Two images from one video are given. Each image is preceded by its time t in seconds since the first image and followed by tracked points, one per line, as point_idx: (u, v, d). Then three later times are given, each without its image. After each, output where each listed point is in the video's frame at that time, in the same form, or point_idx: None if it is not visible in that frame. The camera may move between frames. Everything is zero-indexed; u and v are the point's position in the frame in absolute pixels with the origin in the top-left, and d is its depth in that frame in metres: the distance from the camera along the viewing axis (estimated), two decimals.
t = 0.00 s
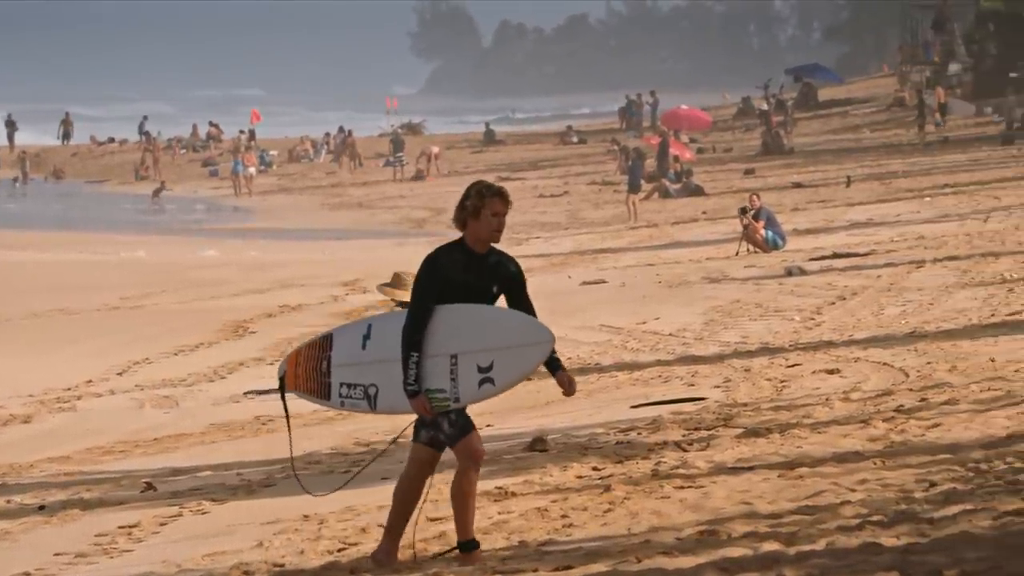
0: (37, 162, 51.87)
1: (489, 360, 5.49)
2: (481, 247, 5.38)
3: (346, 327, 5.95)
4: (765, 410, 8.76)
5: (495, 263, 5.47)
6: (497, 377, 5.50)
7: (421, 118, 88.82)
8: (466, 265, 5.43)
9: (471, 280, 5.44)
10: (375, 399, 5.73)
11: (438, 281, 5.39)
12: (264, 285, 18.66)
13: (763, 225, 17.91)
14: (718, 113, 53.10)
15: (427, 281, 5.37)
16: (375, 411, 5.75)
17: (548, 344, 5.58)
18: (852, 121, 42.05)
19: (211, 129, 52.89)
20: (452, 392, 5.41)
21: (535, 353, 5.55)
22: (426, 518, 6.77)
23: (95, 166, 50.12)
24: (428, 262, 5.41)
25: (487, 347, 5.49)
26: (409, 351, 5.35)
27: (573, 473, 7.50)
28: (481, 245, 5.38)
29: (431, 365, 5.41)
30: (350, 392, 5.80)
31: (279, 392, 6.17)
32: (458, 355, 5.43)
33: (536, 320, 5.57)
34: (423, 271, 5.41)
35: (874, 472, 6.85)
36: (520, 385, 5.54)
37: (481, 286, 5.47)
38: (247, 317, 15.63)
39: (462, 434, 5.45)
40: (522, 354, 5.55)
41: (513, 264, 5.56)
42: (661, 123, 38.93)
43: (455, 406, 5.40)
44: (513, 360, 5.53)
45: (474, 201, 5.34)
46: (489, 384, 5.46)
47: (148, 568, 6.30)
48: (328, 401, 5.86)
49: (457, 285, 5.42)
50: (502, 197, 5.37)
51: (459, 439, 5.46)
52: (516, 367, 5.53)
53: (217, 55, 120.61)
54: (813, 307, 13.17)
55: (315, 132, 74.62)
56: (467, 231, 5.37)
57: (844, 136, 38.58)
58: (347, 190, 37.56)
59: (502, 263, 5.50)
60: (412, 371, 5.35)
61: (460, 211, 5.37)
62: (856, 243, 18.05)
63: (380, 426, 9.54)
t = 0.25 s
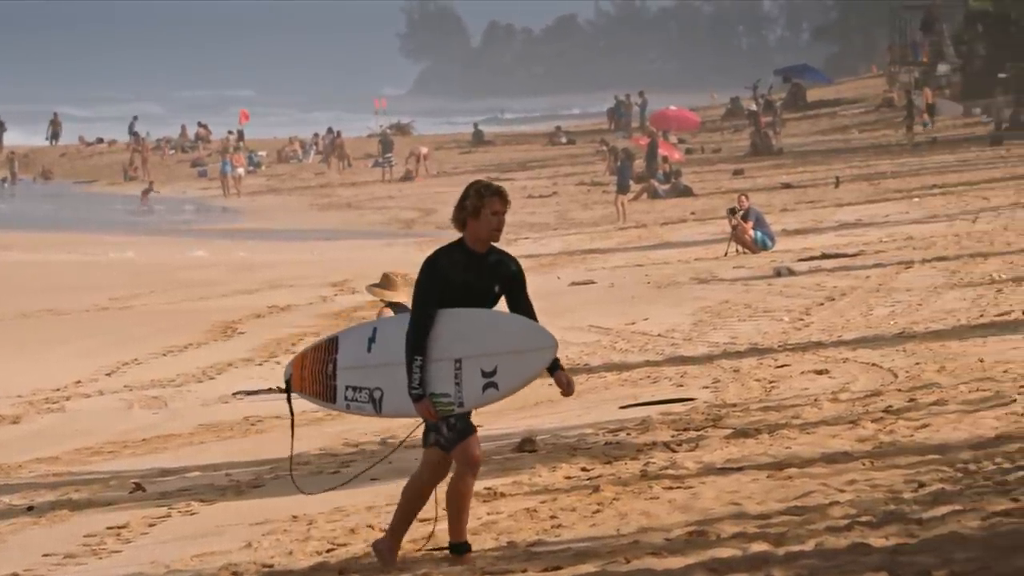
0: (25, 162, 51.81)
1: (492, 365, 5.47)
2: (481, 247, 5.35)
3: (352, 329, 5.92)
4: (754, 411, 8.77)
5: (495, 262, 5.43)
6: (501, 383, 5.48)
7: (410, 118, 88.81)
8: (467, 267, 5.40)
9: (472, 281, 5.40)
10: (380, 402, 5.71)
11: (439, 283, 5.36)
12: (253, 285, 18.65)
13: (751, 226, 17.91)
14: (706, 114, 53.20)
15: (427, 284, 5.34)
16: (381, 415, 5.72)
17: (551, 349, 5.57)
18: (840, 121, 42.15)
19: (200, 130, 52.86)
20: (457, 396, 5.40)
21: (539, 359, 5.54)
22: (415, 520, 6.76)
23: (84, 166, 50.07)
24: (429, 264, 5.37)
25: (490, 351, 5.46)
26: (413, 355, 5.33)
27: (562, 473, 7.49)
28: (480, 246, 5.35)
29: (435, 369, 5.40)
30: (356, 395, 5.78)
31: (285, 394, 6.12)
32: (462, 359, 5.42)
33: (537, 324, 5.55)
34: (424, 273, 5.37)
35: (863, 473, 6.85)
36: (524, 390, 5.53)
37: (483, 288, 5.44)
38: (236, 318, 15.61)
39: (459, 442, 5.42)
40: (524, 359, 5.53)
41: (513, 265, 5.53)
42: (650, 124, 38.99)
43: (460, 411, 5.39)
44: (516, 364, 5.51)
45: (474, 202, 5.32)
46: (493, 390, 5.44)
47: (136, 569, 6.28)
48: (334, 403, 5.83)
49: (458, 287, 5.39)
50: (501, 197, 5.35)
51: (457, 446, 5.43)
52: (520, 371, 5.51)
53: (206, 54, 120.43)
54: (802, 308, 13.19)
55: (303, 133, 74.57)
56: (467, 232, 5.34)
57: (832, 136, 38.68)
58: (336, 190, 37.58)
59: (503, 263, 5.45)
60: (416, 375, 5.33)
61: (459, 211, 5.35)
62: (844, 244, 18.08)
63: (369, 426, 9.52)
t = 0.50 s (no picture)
0: (15, 163, 51.77)
1: (495, 363, 5.47)
2: (482, 244, 5.26)
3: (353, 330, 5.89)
4: (743, 411, 8.78)
5: (496, 259, 5.34)
6: (504, 380, 5.48)
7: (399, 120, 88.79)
8: (467, 264, 5.32)
9: (470, 280, 5.32)
10: (383, 401, 5.69)
11: (440, 282, 5.28)
12: (242, 286, 18.65)
13: (741, 226, 17.89)
14: (695, 115, 53.30)
15: (427, 283, 5.26)
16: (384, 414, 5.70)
17: (552, 345, 5.56)
18: (829, 122, 42.25)
19: (190, 131, 52.84)
20: (460, 394, 5.37)
21: (540, 356, 5.55)
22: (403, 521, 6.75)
23: (73, 167, 50.06)
24: (430, 263, 5.29)
25: (493, 348, 5.46)
26: (416, 353, 5.27)
27: (552, 473, 7.49)
28: (481, 243, 5.26)
29: (437, 369, 5.36)
30: (359, 394, 5.77)
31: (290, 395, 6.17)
32: (466, 357, 5.40)
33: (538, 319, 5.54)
34: (424, 271, 5.29)
35: (852, 474, 6.85)
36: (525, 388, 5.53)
37: (485, 286, 5.37)
38: (226, 319, 15.58)
39: (450, 446, 5.36)
40: (524, 356, 5.54)
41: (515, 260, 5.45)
42: (639, 125, 39.05)
43: (464, 408, 5.36)
44: (518, 361, 5.52)
45: (474, 199, 5.20)
46: (496, 387, 5.43)
47: (126, 570, 6.26)
48: (338, 403, 5.83)
49: (458, 286, 5.32)
50: (502, 193, 5.24)
51: (447, 449, 5.37)
52: (520, 369, 5.52)
53: (195, 54, 120.25)
54: (791, 309, 13.21)
55: (292, 134, 74.52)
56: (467, 230, 5.24)
57: (821, 137, 38.78)
58: (325, 191, 37.58)
59: (502, 259, 5.37)
60: (419, 373, 5.27)
61: (459, 209, 5.24)
62: (833, 245, 18.11)
63: (359, 427, 9.51)
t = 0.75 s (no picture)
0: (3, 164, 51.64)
1: (497, 356, 5.42)
2: (483, 239, 5.24)
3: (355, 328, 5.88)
4: (733, 412, 8.78)
5: (496, 253, 5.33)
6: (506, 373, 5.43)
7: (389, 121, 88.71)
8: (468, 258, 5.30)
9: (471, 274, 5.30)
10: (385, 398, 5.66)
11: (440, 278, 5.26)
12: (231, 287, 18.61)
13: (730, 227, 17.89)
14: (685, 116, 53.33)
15: (429, 278, 5.24)
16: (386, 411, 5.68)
17: (554, 337, 5.49)
18: (819, 123, 42.30)
19: (179, 131, 52.75)
20: (462, 389, 5.33)
21: (542, 348, 5.48)
22: (392, 521, 6.73)
23: (62, 167, 49.95)
24: (430, 259, 5.28)
25: (494, 342, 5.42)
26: (418, 348, 5.26)
27: (541, 475, 7.48)
28: (483, 238, 5.24)
29: (439, 364, 5.33)
30: (362, 392, 5.74)
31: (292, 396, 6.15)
32: (467, 351, 5.36)
33: (536, 310, 5.47)
34: (426, 268, 5.28)
35: (841, 475, 6.85)
36: (527, 380, 5.48)
37: (486, 279, 5.35)
38: (216, 320, 15.55)
39: (441, 445, 5.35)
40: (525, 349, 5.48)
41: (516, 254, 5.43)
42: (629, 126, 39.05)
43: (465, 403, 5.33)
44: (520, 354, 5.47)
45: (474, 194, 5.18)
46: (498, 379, 5.38)
47: (115, 571, 6.24)
48: (340, 402, 5.81)
49: (459, 281, 5.30)
50: (502, 188, 5.21)
51: (442, 447, 5.36)
52: (522, 362, 5.47)
53: (184, 53, 119.96)
54: (780, 310, 13.22)
55: (281, 134, 74.40)
56: (468, 225, 5.22)
57: (810, 138, 38.82)
58: (314, 192, 37.50)
59: (503, 254, 5.37)
60: (421, 369, 5.26)
61: (459, 205, 5.22)
62: (822, 246, 18.13)
63: (348, 428, 9.50)
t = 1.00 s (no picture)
0: None
1: (499, 349, 5.37)
2: (485, 234, 5.22)
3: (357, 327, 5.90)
4: (722, 413, 8.77)
5: (499, 248, 5.33)
6: (509, 366, 5.37)
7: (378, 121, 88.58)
8: (470, 254, 5.29)
9: (473, 268, 5.30)
10: (386, 395, 5.64)
11: (442, 274, 5.25)
12: (221, 288, 18.54)
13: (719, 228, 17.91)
14: (674, 116, 53.30)
15: (431, 274, 5.23)
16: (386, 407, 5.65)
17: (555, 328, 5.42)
18: (807, 124, 42.33)
19: (169, 132, 52.59)
20: (464, 381, 5.29)
21: (543, 339, 5.41)
22: (382, 522, 6.71)
23: (50, 168, 49.78)
24: (431, 255, 5.27)
25: (497, 335, 5.36)
26: (419, 343, 5.26)
27: (530, 476, 7.46)
28: (485, 233, 5.23)
29: (440, 358, 5.32)
30: (363, 389, 5.75)
31: (293, 396, 6.19)
32: (468, 345, 5.33)
33: (537, 300, 5.41)
34: (427, 264, 5.26)
35: (830, 475, 6.85)
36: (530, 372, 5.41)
37: (488, 273, 5.34)
38: (205, 321, 15.48)
39: (434, 441, 5.39)
40: (527, 340, 5.42)
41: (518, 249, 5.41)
42: (618, 127, 39.01)
43: (466, 395, 5.28)
44: (522, 346, 5.41)
45: (475, 190, 5.17)
46: (500, 372, 5.32)
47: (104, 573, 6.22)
48: (341, 400, 5.83)
49: (461, 275, 5.28)
50: (505, 184, 5.18)
51: (433, 445, 5.41)
52: (524, 354, 5.41)
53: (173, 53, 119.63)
54: (770, 311, 13.21)
55: (271, 135, 74.23)
56: (470, 220, 5.21)
57: (800, 139, 38.82)
58: (304, 193, 37.37)
59: (505, 248, 5.35)
60: (422, 363, 5.26)
61: (461, 201, 5.20)
62: (811, 247, 18.12)
63: (338, 429, 9.47)
